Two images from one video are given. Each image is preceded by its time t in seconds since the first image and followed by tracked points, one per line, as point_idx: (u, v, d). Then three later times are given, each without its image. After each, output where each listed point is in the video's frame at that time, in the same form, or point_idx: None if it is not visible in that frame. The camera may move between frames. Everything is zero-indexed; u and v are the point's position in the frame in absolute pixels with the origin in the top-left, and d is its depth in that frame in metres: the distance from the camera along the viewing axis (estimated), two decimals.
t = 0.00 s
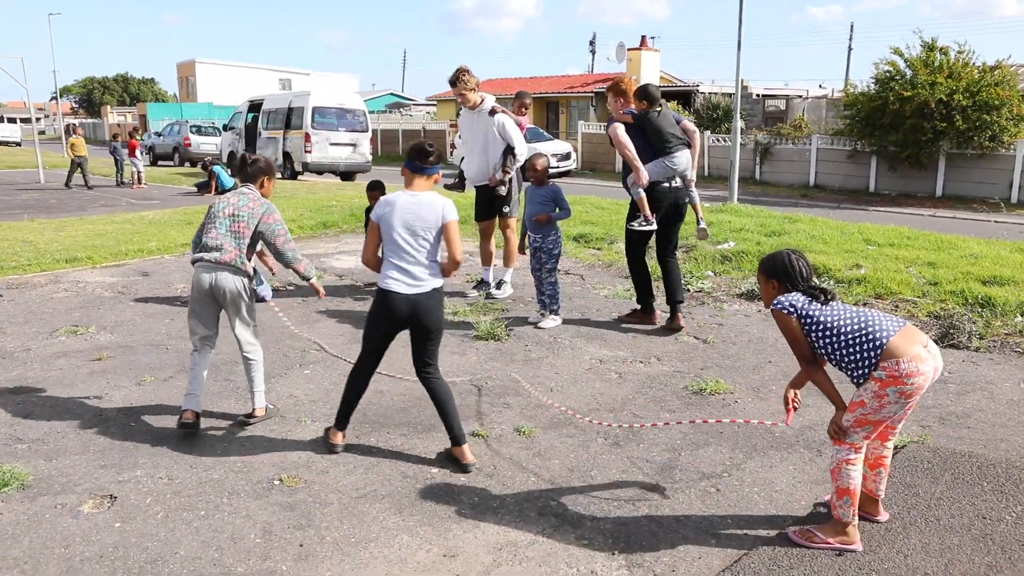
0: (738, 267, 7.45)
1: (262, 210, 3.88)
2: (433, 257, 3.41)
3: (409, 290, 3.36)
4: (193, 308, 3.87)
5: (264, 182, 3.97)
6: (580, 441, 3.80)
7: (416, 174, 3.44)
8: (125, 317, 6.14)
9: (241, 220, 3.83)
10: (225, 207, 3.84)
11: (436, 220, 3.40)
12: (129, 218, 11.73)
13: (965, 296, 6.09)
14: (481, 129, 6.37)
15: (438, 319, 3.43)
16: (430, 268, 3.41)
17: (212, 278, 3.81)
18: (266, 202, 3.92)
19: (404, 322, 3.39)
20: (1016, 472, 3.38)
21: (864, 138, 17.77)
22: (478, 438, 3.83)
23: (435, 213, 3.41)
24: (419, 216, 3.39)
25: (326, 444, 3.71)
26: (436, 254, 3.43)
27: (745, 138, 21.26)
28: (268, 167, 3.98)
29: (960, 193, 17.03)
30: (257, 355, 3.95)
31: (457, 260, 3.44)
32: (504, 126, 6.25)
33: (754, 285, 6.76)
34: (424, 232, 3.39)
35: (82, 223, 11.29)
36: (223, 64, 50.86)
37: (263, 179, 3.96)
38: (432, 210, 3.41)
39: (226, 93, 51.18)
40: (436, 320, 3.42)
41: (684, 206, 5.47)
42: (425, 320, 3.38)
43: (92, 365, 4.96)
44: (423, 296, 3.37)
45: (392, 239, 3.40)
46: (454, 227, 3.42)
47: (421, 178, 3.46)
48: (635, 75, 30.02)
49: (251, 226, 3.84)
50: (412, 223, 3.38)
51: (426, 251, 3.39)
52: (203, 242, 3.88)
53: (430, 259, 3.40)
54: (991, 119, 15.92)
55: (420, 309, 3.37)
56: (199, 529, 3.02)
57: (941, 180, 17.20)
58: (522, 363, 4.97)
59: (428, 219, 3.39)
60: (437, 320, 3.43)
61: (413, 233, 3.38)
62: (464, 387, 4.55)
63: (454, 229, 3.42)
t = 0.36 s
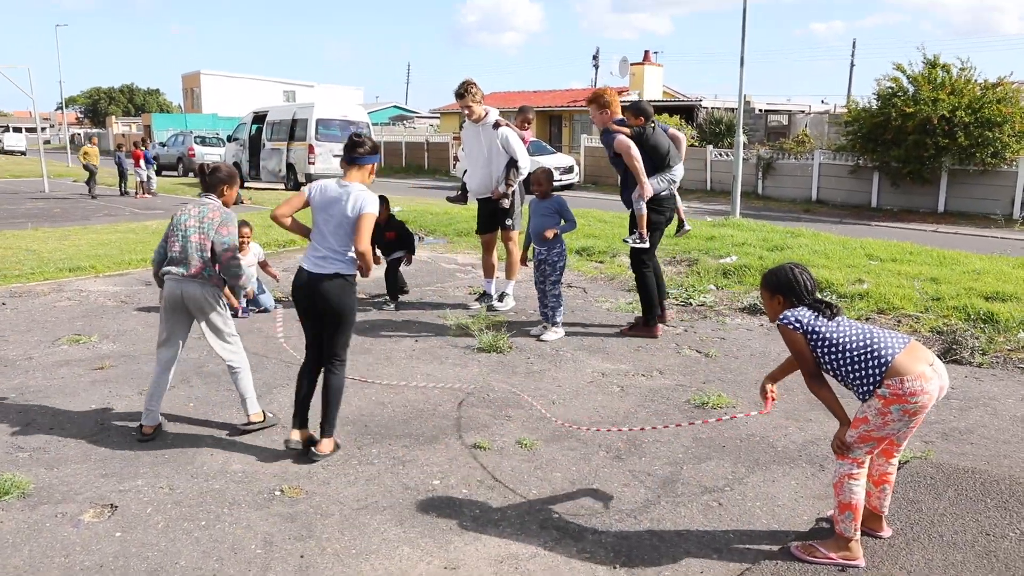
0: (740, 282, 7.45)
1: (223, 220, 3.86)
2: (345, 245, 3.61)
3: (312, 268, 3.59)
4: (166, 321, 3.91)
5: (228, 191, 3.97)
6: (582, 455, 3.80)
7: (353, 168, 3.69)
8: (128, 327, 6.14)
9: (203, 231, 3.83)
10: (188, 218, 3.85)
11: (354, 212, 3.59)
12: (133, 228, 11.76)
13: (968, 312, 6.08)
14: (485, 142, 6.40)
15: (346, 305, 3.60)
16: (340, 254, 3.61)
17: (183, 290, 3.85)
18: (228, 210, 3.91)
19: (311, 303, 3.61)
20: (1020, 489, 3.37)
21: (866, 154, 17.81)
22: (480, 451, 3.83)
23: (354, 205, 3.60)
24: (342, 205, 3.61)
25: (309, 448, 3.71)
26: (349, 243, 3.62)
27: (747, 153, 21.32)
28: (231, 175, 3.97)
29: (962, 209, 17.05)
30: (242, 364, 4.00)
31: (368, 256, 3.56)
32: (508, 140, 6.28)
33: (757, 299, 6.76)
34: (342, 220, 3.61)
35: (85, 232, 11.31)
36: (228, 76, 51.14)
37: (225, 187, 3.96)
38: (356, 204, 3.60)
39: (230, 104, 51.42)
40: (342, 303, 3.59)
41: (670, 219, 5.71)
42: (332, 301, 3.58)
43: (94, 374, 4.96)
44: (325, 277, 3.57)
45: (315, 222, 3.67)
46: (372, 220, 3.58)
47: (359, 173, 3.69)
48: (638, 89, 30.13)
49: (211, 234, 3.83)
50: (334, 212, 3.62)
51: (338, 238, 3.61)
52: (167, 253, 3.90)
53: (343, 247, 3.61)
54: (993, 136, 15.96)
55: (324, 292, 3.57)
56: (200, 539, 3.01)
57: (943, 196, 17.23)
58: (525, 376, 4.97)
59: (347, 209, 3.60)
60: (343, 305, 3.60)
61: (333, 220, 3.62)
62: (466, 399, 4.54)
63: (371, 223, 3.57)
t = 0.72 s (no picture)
0: (741, 271, 7.45)
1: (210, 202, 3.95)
2: (288, 235, 3.59)
3: (257, 258, 3.61)
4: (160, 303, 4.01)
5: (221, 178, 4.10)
6: (582, 442, 3.81)
7: (306, 156, 3.64)
8: (129, 313, 6.14)
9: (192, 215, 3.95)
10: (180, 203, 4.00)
11: (298, 202, 3.54)
12: (134, 214, 11.74)
13: (968, 302, 6.09)
14: (486, 129, 6.37)
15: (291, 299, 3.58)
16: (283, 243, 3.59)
17: (173, 273, 3.94)
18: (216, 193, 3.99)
19: (259, 298, 3.62)
20: (1018, 478, 3.38)
21: (867, 144, 17.77)
22: (481, 437, 3.84)
23: (298, 196, 3.56)
24: (288, 194, 3.58)
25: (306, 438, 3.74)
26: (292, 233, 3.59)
27: (748, 142, 21.27)
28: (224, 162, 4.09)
29: (964, 200, 17.03)
30: (230, 331, 4.30)
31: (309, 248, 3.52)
32: (509, 127, 6.26)
33: (758, 288, 6.77)
34: (286, 209, 3.57)
35: (85, 218, 11.28)
36: (229, 62, 50.93)
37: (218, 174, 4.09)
38: (302, 195, 3.56)
39: (230, 91, 51.25)
40: (286, 298, 3.58)
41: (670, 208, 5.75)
42: (276, 297, 3.57)
43: (95, 360, 4.96)
44: (267, 269, 3.57)
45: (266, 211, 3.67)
46: (314, 213, 3.52)
47: (311, 161, 3.64)
48: (640, 78, 30.02)
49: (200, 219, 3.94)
50: (280, 201, 3.60)
51: (282, 227, 3.58)
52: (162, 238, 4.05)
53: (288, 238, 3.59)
54: (995, 126, 15.91)
55: (268, 286, 3.58)
56: (202, 524, 3.02)
57: (944, 187, 17.21)
58: (525, 363, 4.98)
59: (292, 198, 3.57)
60: (288, 300, 3.58)
61: (279, 208, 3.60)
62: (467, 387, 4.55)
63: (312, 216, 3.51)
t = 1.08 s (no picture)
0: (742, 274, 7.44)
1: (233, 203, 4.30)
2: (267, 236, 3.61)
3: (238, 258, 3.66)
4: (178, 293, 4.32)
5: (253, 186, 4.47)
6: (582, 446, 3.80)
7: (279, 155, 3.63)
8: (130, 316, 6.15)
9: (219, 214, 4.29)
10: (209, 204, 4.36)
11: (271, 203, 3.53)
12: (135, 217, 11.75)
13: (969, 306, 6.08)
14: (487, 132, 6.38)
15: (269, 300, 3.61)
16: (263, 244, 3.62)
17: (185, 261, 4.22)
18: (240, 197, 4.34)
19: (240, 295, 3.65)
20: (1020, 483, 3.37)
21: (868, 148, 17.78)
22: (481, 441, 3.84)
23: (273, 196, 3.55)
24: (261, 195, 3.58)
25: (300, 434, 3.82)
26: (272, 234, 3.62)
27: (749, 146, 21.27)
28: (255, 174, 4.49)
29: (965, 204, 17.01)
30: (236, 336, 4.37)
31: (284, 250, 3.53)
32: (510, 130, 6.26)
33: (759, 292, 6.77)
34: (262, 210, 3.58)
35: (86, 221, 11.29)
36: (230, 66, 51.00)
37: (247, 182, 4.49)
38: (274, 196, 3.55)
39: (232, 95, 51.33)
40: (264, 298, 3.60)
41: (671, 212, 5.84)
42: (255, 295, 3.60)
43: (96, 363, 4.96)
44: (246, 268, 3.60)
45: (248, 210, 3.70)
46: (287, 215, 3.50)
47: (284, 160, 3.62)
48: (641, 82, 30.04)
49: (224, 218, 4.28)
50: (256, 202, 3.61)
51: (261, 228, 3.61)
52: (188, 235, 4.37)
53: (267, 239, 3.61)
54: (996, 130, 15.91)
55: (247, 283, 3.60)
56: (202, 528, 3.01)
57: (946, 191, 17.20)
58: (526, 367, 4.98)
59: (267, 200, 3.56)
60: (267, 299, 3.60)
61: (257, 209, 3.61)
62: (467, 390, 4.55)
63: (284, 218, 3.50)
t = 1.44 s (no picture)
0: (739, 274, 7.45)
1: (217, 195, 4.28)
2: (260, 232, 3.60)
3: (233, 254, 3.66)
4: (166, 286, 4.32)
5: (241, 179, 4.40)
6: (578, 444, 3.80)
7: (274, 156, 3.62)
8: (126, 311, 6.14)
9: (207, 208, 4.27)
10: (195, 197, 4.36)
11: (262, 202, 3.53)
12: (132, 213, 11.73)
13: (965, 307, 6.09)
14: (486, 130, 6.37)
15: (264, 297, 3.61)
16: (255, 242, 3.61)
17: (168, 254, 4.21)
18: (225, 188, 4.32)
19: (235, 291, 3.66)
20: (1015, 483, 3.38)
21: (866, 148, 17.79)
22: (477, 438, 3.84)
23: (266, 192, 3.53)
24: (255, 190, 3.57)
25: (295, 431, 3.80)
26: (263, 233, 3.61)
27: (748, 146, 21.27)
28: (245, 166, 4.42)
29: (962, 205, 17.03)
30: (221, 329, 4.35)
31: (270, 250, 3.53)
32: (509, 128, 6.26)
33: (756, 291, 6.78)
34: (254, 207, 3.58)
35: (84, 216, 11.27)
36: (229, 62, 50.91)
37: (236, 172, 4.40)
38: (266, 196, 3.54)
39: (231, 91, 51.26)
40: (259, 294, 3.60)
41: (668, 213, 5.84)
42: (247, 290, 3.60)
43: (92, 358, 4.96)
44: (240, 264, 3.60)
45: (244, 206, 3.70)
46: (275, 214, 3.49)
47: (278, 161, 3.61)
48: (640, 81, 30.04)
49: (210, 212, 4.25)
50: (249, 199, 3.61)
51: (253, 225, 3.61)
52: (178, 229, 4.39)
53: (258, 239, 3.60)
54: (994, 132, 15.93)
55: (243, 280, 3.60)
56: (196, 524, 3.01)
57: (943, 192, 17.21)
58: (522, 365, 4.97)
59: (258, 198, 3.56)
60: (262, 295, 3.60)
61: (250, 207, 3.62)
62: (464, 388, 4.54)
63: (274, 218, 3.50)
